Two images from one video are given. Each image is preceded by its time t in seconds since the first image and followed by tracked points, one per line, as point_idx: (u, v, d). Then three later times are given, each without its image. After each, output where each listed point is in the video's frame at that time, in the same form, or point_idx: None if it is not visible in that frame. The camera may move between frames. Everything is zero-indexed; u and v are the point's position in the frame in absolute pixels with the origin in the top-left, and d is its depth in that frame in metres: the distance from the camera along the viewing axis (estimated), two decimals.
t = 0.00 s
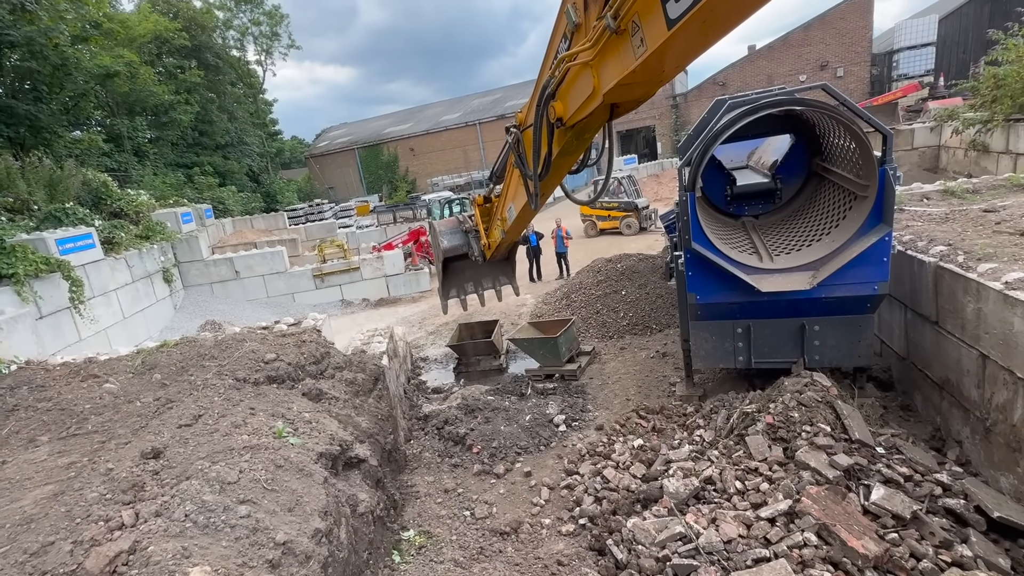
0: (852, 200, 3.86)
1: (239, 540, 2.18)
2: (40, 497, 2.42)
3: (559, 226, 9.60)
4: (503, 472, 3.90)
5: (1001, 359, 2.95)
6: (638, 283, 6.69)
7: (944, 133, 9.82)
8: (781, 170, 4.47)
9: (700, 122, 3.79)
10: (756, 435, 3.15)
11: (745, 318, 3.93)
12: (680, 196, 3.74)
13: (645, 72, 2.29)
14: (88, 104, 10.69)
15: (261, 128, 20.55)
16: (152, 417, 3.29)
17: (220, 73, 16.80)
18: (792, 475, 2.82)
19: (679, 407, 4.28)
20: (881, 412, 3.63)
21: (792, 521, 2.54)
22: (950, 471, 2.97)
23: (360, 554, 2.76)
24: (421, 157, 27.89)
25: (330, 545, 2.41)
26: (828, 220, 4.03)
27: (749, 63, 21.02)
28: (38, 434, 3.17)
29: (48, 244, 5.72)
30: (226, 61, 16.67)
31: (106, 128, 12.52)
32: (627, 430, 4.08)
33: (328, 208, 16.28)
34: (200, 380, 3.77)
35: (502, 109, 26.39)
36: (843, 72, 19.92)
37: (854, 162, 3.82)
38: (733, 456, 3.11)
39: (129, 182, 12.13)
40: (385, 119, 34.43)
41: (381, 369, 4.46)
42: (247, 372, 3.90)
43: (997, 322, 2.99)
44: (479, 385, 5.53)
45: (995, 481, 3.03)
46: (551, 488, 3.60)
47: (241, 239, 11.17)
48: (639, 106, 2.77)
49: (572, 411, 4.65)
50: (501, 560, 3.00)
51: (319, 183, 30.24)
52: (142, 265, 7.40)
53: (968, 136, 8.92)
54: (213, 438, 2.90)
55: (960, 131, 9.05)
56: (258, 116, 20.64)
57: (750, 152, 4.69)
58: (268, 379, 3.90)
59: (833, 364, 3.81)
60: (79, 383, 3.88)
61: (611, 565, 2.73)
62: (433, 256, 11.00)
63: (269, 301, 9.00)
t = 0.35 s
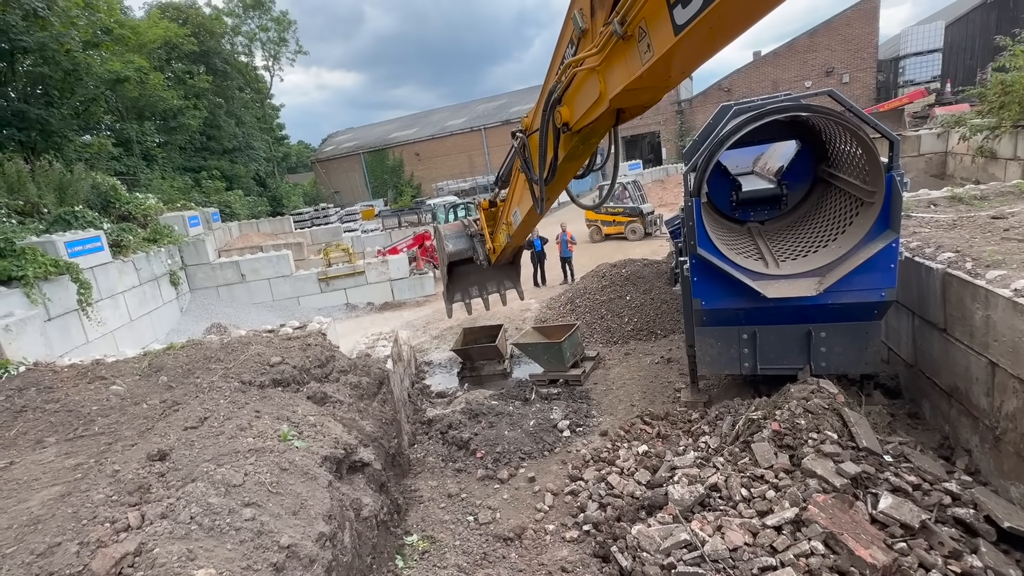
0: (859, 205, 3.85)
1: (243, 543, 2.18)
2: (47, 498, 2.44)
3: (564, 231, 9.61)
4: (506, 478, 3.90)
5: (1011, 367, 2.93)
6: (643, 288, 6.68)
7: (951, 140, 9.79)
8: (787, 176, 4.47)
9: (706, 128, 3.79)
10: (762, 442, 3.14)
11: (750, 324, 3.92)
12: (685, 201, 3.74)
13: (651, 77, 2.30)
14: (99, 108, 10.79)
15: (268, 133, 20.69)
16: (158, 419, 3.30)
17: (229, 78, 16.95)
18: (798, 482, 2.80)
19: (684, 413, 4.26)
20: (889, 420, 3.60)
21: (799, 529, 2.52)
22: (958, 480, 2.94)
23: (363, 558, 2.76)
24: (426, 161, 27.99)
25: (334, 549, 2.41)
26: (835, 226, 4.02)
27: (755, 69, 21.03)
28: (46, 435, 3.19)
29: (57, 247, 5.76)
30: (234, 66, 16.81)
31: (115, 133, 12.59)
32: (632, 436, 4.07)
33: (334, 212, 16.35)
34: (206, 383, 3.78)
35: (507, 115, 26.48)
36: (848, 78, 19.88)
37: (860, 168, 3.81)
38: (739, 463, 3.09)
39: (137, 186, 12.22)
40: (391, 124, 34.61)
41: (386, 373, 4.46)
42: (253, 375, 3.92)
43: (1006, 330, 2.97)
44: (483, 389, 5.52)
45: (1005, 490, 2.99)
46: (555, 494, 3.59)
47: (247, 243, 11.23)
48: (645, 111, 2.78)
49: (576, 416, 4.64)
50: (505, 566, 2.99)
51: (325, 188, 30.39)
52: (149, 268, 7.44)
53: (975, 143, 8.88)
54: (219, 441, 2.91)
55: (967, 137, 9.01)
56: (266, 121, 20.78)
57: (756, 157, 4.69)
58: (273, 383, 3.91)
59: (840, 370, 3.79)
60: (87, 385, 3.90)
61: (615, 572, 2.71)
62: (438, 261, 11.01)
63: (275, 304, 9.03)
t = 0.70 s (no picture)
0: (864, 210, 3.84)
1: (245, 544, 2.18)
2: (50, 498, 2.44)
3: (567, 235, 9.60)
4: (509, 482, 3.89)
5: (1019, 373, 2.91)
6: (647, 292, 6.67)
7: (957, 144, 9.76)
8: (792, 180, 4.46)
9: (710, 132, 3.79)
10: (766, 447, 3.12)
11: (755, 329, 3.90)
12: (690, 205, 3.73)
13: (655, 81, 2.29)
14: (107, 111, 10.88)
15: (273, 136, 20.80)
16: (161, 420, 3.31)
17: (235, 82, 17.06)
18: (803, 489, 2.78)
19: (688, 418, 4.24)
20: (895, 427, 3.58)
21: (804, 536, 2.50)
22: (965, 487, 2.92)
23: (365, 562, 2.75)
24: (430, 165, 28.06)
25: (336, 552, 2.41)
26: (840, 231, 4.01)
27: (759, 74, 21.03)
28: (50, 435, 3.20)
29: (64, 248, 5.80)
30: (240, 70, 16.93)
31: (122, 135, 12.69)
32: (635, 441, 4.05)
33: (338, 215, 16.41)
34: (210, 384, 3.79)
35: (512, 118, 26.54)
36: (853, 83, 19.85)
37: (866, 172, 3.80)
38: (743, 469, 3.08)
39: (143, 188, 12.29)
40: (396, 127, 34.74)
41: (388, 376, 4.46)
42: (256, 377, 3.92)
43: (1014, 336, 2.95)
44: (486, 393, 5.51)
45: (1013, 498, 2.97)
46: (558, 498, 3.57)
47: (252, 245, 11.27)
48: (649, 115, 2.78)
49: (579, 420, 4.62)
50: (507, 570, 2.98)
51: (329, 191, 30.51)
52: (154, 270, 7.47)
53: (982, 147, 8.84)
54: (221, 442, 2.92)
55: (973, 142, 8.98)
56: (272, 124, 20.89)
57: (760, 161, 4.68)
58: (276, 384, 3.92)
59: (845, 376, 3.76)
60: (91, 385, 3.92)
61: None
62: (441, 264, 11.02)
63: (279, 306, 9.05)
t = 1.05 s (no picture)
0: (866, 214, 3.83)
1: (245, 545, 2.18)
2: (52, 498, 2.45)
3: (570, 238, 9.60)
4: (510, 485, 3.88)
5: None
6: (649, 295, 6.66)
7: (961, 148, 9.73)
8: (795, 183, 4.46)
9: (713, 135, 3.79)
10: (769, 451, 3.11)
11: (758, 332, 3.89)
12: (692, 208, 3.73)
13: (657, 83, 2.29)
14: (112, 113, 10.94)
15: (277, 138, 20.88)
16: (162, 421, 3.32)
17: (239, 84, 17.15)
18: (806, 493, 2.77)
19: (690, 422, 4.23)
20: (898, 431, 3.56)
21: (806, 541, 2.49)
22: (969, 493, 2.90)
23: (365, 564, 2.75)
24: (433, 167, 28.11)
25: (336, 554, 2.41)
26: (843, 234, 4.00)
27: (762, 77, 21.03)
28: (53, 435, 3.22)
29: (68, 249, 5.82)
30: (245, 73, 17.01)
31: (127, 137, 12.78)
32: (636, 444, 4.05)
33: (341, 217, 16.44)
34: (212, 385, 3.80)
35: (515, 121, 26.58)
36: (857, 86, 19.82)
37: (869, 176, 3.80)
38: (745, 473, 3.07)
39: (148, 189, 12.34)
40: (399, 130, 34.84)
41: (390, 377, 4.47)
42: (258, 378, 3.93)
43: (1018, 340, 2.93)
44: (487, 395, 5.51)
45: (1018, 504, 2.95)
46: (559, 502, 3.57)
47: (255, 246, 11.31)
48: (650, 117, 2.77)
49: (580, 423, 4.62)
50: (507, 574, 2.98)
51: (332, 193, 30.61)
52: (158, 271, 7.50)
53: (986, 151, 8.82)
54: (222, 443, 2.92)
55: (977, 146, 8.95)
56: (276, 126, 20.97)
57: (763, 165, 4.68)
58: (278, 386, 3.92)
59: (848, 380, 3.75)
60: (94, 386, 3.93)
61: None
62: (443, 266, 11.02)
63: (281, 308, 9.07)
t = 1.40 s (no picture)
0: (868, 218, 3.83)
1: (245, 547, 2.17)
2: (53, 498, 2.46)
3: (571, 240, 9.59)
4: (510, 487, 3.87)
5: None
6: (651, 298, 6.65)
7: (964, 152, 9.71)
8: (797, 186, 4.46)
9: (715, 138, 3.79)
10: (770, 455, 3.10)
11: (759, 335, 3.89)
12: (694, 211, 3.73)
13: (658, 59, 2.29)
14: (116, 114, 10.97)
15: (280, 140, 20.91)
16: (164, 422, 3.33)
17: (242, 86, 17.20)
18: (807, 498, 2.76)
19: (691, 425, 4.22)
20: (901, 436, 3.55)
21: (808, 546, 2.48)
22: (972, 498, 2.89)
23: (365, 566, 2.75)
24: (436, 169, 28.14)
25: (336, 556, 2.41)
26: (845, 238, 3.99)
27: (764, 81, 21.04)
28: (55, 435, 3.22)
29: (71, 250, 5.84)
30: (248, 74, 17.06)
31: (131, 138, 12.84)
32: (638, 447, 4.04)
33: (344, 219, 16.47)
34: (213, 386, 3.81)
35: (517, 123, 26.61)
36: (859, 89, 19.79)
37: (871, 180, 3.79)
38: (746, 476, 3.06)
39: (151, 190, 12.38)
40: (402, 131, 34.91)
41: (391, 379, 4.47)
42: (259, 379, 3.93)
43: (1021, 345, 2.92)
44: (488, 397, 5.51)
45: (1021, 509, 2.94)
46: (559, 504, 3.56)
47: (257, 247, 11.33)
48: (651, 98, 2.77)
49: (581, 426, 4.61)
50: None
51: (335, 194, 30.68)
52: (160, 272, 7.52)
53: (989, 155, 8.80)
54: (223, 444, 2.93)
55: (980, 149, 8.94)
56: (279, 128, 21.02)
57: (765, 168, 4.67)
58: (279, 387, 3.92)
59: (850, 384, 3.74)
60: (96, 386, 3.94)
61: None
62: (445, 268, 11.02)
63: (283, 309, 9.08)
